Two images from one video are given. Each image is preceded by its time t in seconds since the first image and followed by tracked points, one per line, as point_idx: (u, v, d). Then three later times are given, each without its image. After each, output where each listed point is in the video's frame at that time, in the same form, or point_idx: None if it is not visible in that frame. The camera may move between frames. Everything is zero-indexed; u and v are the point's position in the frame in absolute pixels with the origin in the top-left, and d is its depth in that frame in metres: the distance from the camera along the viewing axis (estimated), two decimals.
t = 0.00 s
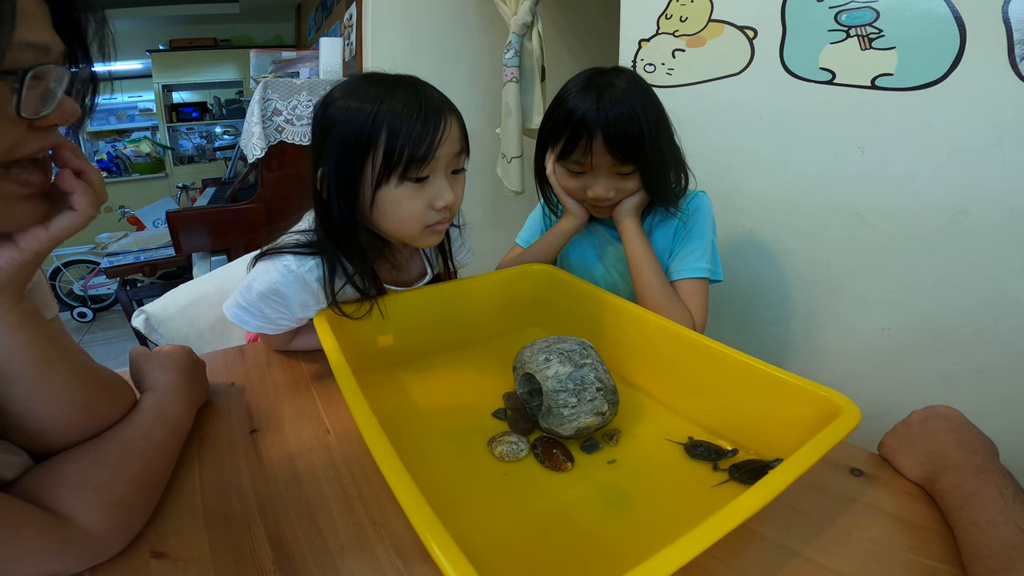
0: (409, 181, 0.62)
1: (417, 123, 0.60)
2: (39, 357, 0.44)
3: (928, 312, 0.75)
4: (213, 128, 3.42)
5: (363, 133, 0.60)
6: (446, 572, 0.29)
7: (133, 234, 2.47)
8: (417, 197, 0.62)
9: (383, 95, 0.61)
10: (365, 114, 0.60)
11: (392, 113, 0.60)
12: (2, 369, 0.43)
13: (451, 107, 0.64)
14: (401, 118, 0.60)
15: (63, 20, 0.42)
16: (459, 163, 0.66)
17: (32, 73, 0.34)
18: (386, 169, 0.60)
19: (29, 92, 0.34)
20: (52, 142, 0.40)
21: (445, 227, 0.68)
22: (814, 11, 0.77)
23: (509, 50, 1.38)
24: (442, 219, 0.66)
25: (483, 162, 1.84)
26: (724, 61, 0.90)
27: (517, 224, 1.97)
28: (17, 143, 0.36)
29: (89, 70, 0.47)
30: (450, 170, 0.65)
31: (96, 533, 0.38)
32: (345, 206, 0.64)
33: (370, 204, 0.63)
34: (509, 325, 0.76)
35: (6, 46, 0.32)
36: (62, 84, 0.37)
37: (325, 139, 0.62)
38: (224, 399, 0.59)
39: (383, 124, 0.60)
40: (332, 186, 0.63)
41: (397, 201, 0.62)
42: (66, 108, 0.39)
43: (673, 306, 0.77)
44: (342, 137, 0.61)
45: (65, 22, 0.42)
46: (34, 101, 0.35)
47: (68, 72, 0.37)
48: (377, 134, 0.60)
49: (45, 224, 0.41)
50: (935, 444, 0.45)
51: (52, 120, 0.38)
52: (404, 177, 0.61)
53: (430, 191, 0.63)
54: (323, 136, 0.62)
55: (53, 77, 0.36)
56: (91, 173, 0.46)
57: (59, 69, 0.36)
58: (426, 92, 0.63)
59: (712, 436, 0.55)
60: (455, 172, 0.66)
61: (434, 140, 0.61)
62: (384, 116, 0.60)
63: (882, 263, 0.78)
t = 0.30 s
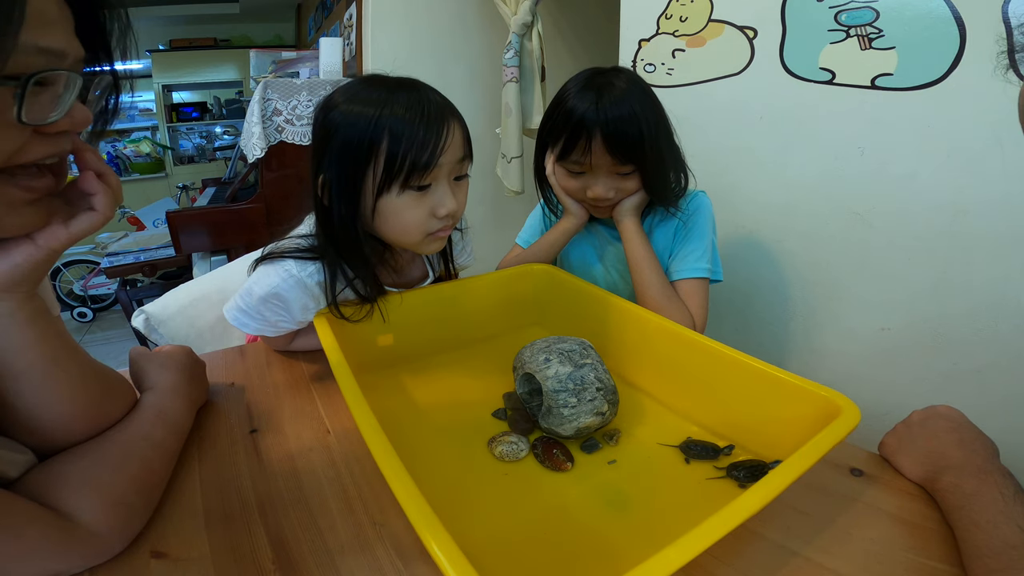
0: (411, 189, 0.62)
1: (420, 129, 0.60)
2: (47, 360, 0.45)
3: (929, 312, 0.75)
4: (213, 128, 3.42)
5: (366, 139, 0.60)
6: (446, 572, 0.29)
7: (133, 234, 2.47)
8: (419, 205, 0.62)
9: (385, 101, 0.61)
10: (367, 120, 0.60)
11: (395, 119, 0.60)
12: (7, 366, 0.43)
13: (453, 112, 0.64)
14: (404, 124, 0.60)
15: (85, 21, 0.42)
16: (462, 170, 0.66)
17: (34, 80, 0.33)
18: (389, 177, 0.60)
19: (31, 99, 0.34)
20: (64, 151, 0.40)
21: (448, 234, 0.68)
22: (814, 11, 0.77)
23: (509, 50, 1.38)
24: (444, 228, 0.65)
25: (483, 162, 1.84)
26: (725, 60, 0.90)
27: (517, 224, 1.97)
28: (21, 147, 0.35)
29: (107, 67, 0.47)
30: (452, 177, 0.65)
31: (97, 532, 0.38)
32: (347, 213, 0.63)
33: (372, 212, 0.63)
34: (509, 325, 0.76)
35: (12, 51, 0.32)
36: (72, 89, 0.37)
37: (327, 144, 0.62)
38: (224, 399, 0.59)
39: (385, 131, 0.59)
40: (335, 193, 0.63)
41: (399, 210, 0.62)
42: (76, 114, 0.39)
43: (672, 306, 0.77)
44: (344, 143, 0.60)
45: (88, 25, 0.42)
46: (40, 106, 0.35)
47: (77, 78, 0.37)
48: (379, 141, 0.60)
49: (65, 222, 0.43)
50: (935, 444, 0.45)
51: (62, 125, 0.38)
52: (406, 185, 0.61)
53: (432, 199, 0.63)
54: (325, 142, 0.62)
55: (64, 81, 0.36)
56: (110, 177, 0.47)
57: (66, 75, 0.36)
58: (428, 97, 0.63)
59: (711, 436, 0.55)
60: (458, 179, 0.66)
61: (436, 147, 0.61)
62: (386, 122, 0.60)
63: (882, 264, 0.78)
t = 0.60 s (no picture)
0: (416, 199, 0.62)
1: (425, 139, 0.60)
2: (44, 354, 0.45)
3: (929, 312, 0.75)
4: (213, 128, 3.43)
5: (371, 147, 0.60)
6: (446, 572, 0.29)
7: (133, 234, 2.47)
8: (423, 215, 0.63)
9: (390, 107, 0.60)
10: (373, 126, 0.59)
11: (401, 127, 0.60)
12: (6, 360, 0.43)
13: (460, 119, 0.64)
14: (409, 132, 0.60)
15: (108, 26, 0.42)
16: (467, 178, 0.66)
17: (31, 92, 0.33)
18: (394, 187, 0.61)
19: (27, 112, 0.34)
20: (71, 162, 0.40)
21: (451, 242, 0.68)
22: (814, 11, 0.77)
23: (509, 50, 1.38)
24: (448, 236, 0.66)
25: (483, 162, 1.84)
26: (725, 60, 0.90)
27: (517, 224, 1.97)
28: (22, 158, 0.35)
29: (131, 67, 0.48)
30: (457, 185, 0.65)
31: (98, 532, 0.38)
32: (351, 219, 0.64)
33: (376, 220, 0.64)
34: (509, 325, 0.76)
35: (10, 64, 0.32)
36: (81, 102, 0.37)
37: (331, 150, 0.62)
38: (224, 399, 0.59)
39: (390, 139, 0.59)
40: (339, 199, 0.63)
41: (403, 219, 0.62)
42: (84, 133, 0.39)
43: (672, 306, 0.77)
44: (349, 150, 0.60)
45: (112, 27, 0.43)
46: (36, 118, 0.35)
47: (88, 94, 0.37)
48: (385, 149, 0.60)
49: (73, 222, 0.44)
50: (935, 444, 0.45)
51: (64, 141, 0.38)
52: (410, 195, 0.61)
53: (437, 208, 0.63)
54: (330, 147, 0.62)
55: (71, 95, 0.36)
56: (107, 176, 0.46)
57: (76, 89, 0.36)
58: (434, 103, 0.63)
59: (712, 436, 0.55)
60: (462, 187, 0.66)
61: (442, 157, 0.61)
62: (391, 130, 0.59)
63: (882, 264, 0.78)
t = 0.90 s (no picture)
0: (416, 198, 0.62)
1: (428, 140, 0.60)
2: (45, 352, 0.45)
3: (928, 312, 0.75)
4: (213, 128, 3.43)
5: (373, 147, 0.59)
6: (446, 572, 0.29)
7: (133, 234, 2.47)
8: (422, 214, 0.63)
9: (393, 107, 0.60)
10: (375, 127, 0.59)
11: (403, 127, 0.60)
12: (6, 359, 0.43)
13: (462, 121, 0.64)
14: (411, 132, 0.60)
15: (113, 37, 0.42)
16: (467, 178, 0.66)
17: (44, 101, 0.34)
18: (394, 187, 0.61)
19: (40, 119, 0.34)
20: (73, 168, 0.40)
21: (449, 242, 0.68)
22: (814, 11, 0.77)
23: (509, 50, 1.38)
24: (447, 236, 0.66)
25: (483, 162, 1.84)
26: (725, 60, 0.90)
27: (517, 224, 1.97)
28: (30, 163, 0.36)
29: (129, 68, 0.47)
30: (457, 185, 0.65)
31: (99, 532, 0.38)
32: (351, 216, 0.64)
33: (375, 219, 0.64)
34: (509, 325, 0.76)
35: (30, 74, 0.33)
36: (86, 110, 0.37)
37: (333, 149, 0.62)
38: (224, 399, 0.59)
39: (393, 139, 0.59)
40: (339, 197, 0.63)
41: (402, 218, 0.62)
42: (88, 139, 0.39)
43: (672, 305, 0.77)
44: (351, 149, 0.60)
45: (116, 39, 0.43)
46: (47, 127, 0.35)
47: (92, 102, 0.38)
48: (387, 150, 0.59)
49: (75, 219, 0.44)
50: (936, 444, 0.45)
51: (69, 148, 0.38)
52: (411, 195, 0.61)
53: (436, 208, 0.63)
54: (332, 146, 0.62)
55: (76, 104, 0.36)
56: (105, 175, 0.47)
57: (83, 99, 0.36)
58: (436, 103, 0.63)
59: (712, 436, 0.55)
60: (463, 187, 0.66)
61: (443, 158, 0.61)
62: (394, 130, 0.59)
63: (882, 263, 0.78)
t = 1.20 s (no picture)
0: (410, 187, 0.62)
1: (421, 129, 0.60)
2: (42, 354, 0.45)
3: (928, 312, 0.75)
4: (213, 128, 3.42)
5: (367, 137, 0.60)
6: (446, 572, 0.29)
7: (133, 234, 2.47)
8: (416, 204, 0.62)
9: (387, 98, 0.61)
10: (370, 118, 0.60)
11: (397, 118, 0.60)
12: (3, 361, 0.43)
13: (456, 112, 0.64)
14: (405, 122, 0.60)
15: (93, 32, 0.42)
16: (462, 170, 0.66)
17: (52, 105, 0.34)
18: (388, 176, 0.61)
19: (49, 122, 0.35)
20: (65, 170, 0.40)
21: (445, 233, 0.68)
22: (814, 11, 0.77)
23: (509, 50, 1.38)
24: (442, 226, 0.66)
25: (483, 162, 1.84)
26: (725, 60, 0.90)
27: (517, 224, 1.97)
28: (30, 168, 0.36)
29: (111, 68, 0.47)
30: (452, 176, 0.65)
31: (98, 532, 0.38)
32: (346, 207, 0.63)
33: (370, 209, 0.63)
34: (509, 325, 0.76)
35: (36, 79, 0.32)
36: (82, 112, 0.37)
37: (329, 142, 0.62)
38: (223, 399, 0.59)
39: (387, 129, 0.59)
40: (334, 188, 0.63)
41: (397, 208, 0.62)
42: (82, 139, 0.39)
43: (673, 306, 0.77)
44: (346, 140, 0.60)
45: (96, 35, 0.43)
46: (51, 131, 0.35)
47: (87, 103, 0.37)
48: (380, 139, 0.60)
49: (66, 218, 0.44)
50: (936, 444, 0.45)
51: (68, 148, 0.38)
52: (405, 184, 0.61)
53: (431, 198, 0.63)
54: (328, 139, 0.62)
55: (73, 106, 0.36)
56: (90, 173, 0.47)
57: (78, 101, 0.36)
58: (432, 96, 0.63)
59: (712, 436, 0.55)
60: (457, 179, 0.66)
61: (437, 147, 0.61)
62: (388, 120, 0.59)
63: (881, 263, 0.78)
